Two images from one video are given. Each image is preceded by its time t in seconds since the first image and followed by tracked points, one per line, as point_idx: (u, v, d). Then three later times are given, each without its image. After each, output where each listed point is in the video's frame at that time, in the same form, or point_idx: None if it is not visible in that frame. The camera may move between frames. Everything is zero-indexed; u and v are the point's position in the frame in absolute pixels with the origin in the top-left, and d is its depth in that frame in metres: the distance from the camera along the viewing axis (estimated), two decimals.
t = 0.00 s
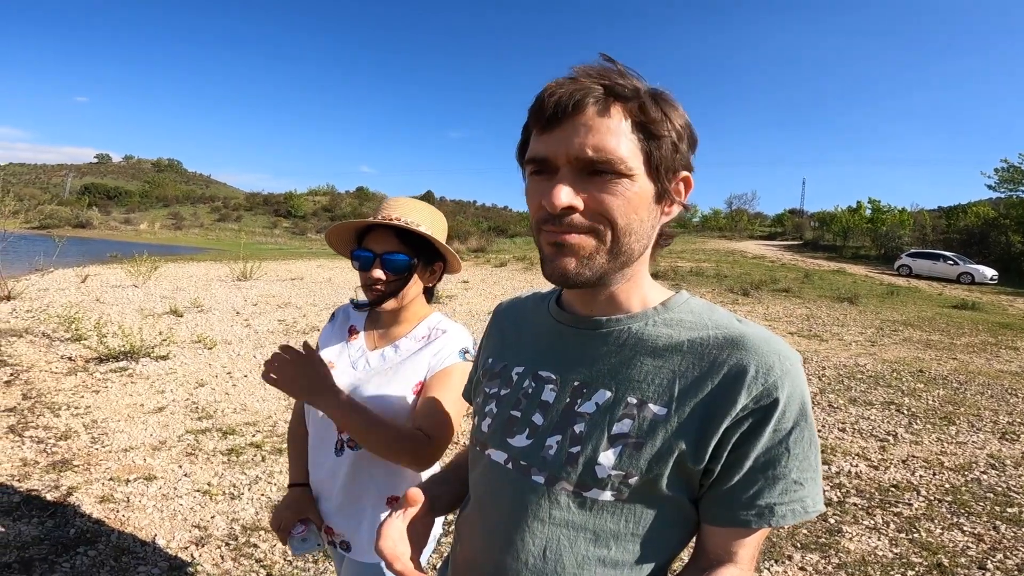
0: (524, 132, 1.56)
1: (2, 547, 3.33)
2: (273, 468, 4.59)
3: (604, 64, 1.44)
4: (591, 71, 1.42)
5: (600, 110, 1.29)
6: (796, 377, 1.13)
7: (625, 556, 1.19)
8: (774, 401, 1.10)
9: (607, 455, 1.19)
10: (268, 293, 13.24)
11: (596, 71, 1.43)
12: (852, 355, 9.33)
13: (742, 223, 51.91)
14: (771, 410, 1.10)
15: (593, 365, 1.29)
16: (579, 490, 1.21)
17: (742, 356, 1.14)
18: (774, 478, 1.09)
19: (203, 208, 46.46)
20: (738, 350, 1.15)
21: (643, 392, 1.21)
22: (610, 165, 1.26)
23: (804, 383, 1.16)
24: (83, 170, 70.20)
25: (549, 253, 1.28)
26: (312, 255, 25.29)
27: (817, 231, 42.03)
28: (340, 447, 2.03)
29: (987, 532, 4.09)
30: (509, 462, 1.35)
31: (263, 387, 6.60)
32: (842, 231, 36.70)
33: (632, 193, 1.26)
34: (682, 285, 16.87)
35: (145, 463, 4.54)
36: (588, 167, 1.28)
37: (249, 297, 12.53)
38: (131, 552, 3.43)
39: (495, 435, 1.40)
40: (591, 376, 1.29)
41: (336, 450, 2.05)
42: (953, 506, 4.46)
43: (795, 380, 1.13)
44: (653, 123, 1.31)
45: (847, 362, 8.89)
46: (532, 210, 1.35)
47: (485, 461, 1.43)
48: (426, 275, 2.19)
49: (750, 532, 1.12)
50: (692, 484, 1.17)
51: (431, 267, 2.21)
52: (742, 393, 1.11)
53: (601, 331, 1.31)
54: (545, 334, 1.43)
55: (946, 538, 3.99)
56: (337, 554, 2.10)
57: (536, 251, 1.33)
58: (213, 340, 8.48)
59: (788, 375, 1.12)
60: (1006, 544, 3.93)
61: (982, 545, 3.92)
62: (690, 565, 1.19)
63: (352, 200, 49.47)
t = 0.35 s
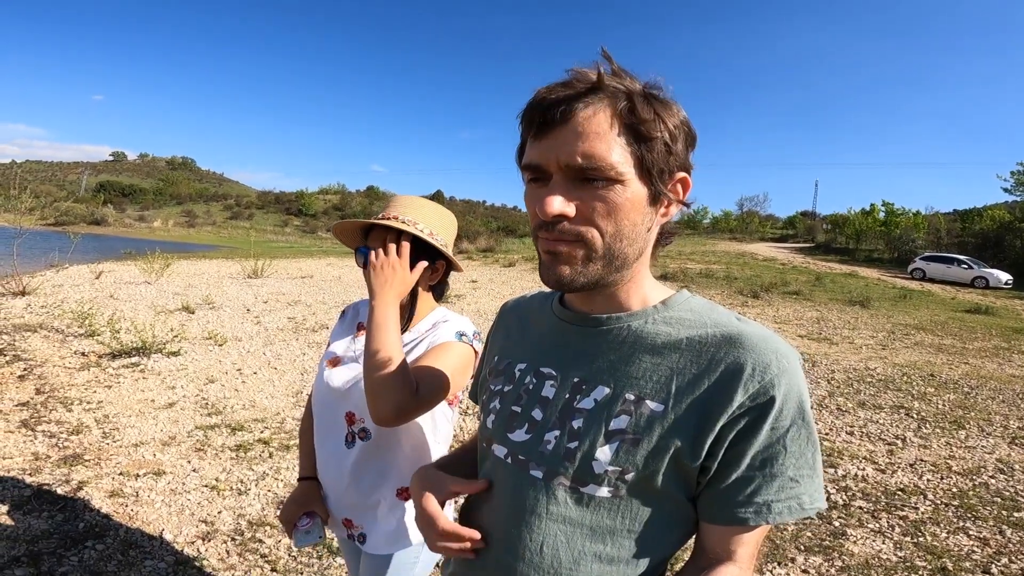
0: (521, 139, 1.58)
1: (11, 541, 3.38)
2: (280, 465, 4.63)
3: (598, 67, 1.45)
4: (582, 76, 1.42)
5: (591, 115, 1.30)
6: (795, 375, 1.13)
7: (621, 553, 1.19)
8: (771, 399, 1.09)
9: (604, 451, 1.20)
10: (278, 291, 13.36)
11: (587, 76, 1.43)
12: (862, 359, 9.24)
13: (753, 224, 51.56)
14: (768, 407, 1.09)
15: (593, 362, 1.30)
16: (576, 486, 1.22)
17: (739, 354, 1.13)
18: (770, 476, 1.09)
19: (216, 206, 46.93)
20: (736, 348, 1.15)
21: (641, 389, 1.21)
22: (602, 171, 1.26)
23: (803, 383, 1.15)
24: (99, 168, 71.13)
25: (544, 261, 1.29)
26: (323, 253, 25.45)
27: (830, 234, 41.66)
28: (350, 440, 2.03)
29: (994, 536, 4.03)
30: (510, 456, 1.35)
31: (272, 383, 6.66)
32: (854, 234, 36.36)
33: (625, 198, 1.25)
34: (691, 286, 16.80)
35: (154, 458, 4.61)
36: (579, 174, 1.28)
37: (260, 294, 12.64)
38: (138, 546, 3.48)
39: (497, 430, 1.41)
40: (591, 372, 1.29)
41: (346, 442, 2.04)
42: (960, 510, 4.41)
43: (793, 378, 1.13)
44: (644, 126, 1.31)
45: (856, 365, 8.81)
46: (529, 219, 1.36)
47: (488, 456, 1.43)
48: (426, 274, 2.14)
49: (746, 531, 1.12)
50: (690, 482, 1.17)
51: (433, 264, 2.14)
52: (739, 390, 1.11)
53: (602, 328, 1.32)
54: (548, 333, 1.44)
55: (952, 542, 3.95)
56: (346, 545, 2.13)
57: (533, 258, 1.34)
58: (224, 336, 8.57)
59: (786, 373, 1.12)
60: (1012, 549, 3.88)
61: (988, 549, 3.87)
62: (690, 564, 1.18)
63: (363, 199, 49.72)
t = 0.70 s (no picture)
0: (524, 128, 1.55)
1: (14, 536, 3.41)
2: (282, 458, 4.65)
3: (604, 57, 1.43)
4: (589, 67, 1.40)
5: (601, 108, 1.28)
6: (802, 377, 1.12)
7: (622, 554, 1.20)
8: (778, 401, 1.09)
9: (607, 451, 1.19)
10: (280, 283, 13.37)
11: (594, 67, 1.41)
12: (864, 353, 9.23)
13: (756, 217, 51.40)
14: (775, 409, 1.09)
15: (597, 360, 1.29)
16: (578, 486, 1.22)
17: (746, 355, 1.13)
18: (775, 477, 1.08)
19: (218, 198, 46.89)
20: (744, 348, 1.14)
21: (645, 389, 1.21)
22: (610, 167, 1.25)
23: (809, 383, 1.15)
24: (101, 159, 71.08)
25: (550, 258, 1.28)
26: (325, 245, 25.44)
27: (833, 227, 41.52)
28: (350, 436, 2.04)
29: (995, 533, 4.04)
30: (510, 455, 1.35)
31: (273, 376, 6.67)
32: (858, 228, 36.23)
33: (634, 195, 1.24)
34: (694, 279, 16.77)
35: (156, 451, 4.63)
36: (587, 170, 1.26)
37: (262, 287, 12.66)
38: (140, 540, 3.50)
39: (498, 428, 1.41)
40: (594, 371, 1.29)
41: (346, 440, 2.05)
42: (961, 506, 4.41)
43: (800, 380, 1.12)
44: (651, 120, 1.30)
45: (859, 359, 8.80)
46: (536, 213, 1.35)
47: (488, 453, 1.44)
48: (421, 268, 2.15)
49: (747, 532, 1.12)
50: (693, 482, 1.17)
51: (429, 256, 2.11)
52: (746, 391, 1.10)
53: (606, 326, 1.31)
54: (550, 330, 1.43)
55: (953, 539, 3.96)
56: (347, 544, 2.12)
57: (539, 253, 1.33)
58: (226, 329, 8.59)
59: (792, 375, 1.11)
60: (1014, 546, 3.89)
61: (989, 546, 3.88)
62: (691, 565, 1.18)
63: (365, 191, 49.66)
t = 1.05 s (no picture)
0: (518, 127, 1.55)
1: (25, 543, 3.42)
2: (289, 463, 4.65)
3: (599, 57, 1.43)
4: (584, 67, 1.40)
5: (596, 107, 1.28)
6: (798, 376, 1.12)
7: (622, 555, 1.20)
8: (774, 400, 1.08)
9: (605, 453, 1.19)
10: (284, 288, 13.39)
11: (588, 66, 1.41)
12: (871, 348, 9.19)
13: (758, 214, 51.31)
14: (771, 408, 1.08)
15: (593, 361, 1.29)
16: (577, 488, 1.21)
17: (742, 354, 1.13)
18: (773, 477, 1.08)
19: (220, 205, 47.02)
20: (740, 348, 1.14)
21: (642, 390, 1.20)
22: (606, 166, 1.25)
23: (805, 382, 1.15)
24: (103, 169, 71.36)
25: (546, 257, 1.27)
26: (327, 250, 25.50)
27: (836, 223, 41.41)
28: (358, 444, 2.04)
29: (1007, 528, 4.01)
30: (508, 458, 1.35)
31: (279, 382, 6.69)
32: (861, 222, 36.13)
33: (629, 193, 1.24)
34: (698, 277, 16.74)
35: (164, 458, 4.64)
36: (582, 168, 1.26)
37: (266, 292, 12.68)
38: (150, 546, 3.51)
39: (495, 432, 1.40)
40: (591, 372, 1.28)
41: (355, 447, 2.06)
42: (973, 502, 4.38)
43: (795, 379, 1.12)
44: (647, 119, 1.30)
45: (865, 354, 8.76)
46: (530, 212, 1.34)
47: (486, 457, 1.43)
48: (413, 269, 2.10)
49: (745, 531, 1.12)
50: (691, 483, 1.17)
51: (418, 261, 2.10)
52: (742, 391, 1.10)
53: (601, 328, 1.31)
54: (546, 332, 1.43)
55: (966, 534, 3.93)
56: (356, 552, 2.11)
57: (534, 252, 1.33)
58: (231, 335, 8.60)
59: (788, 374, 1.11)
60: None
61: (1002, 542, 3.85)
62: (690, 563, 1.18)
63: (366, 195, 49.75)
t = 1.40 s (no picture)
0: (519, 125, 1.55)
1: (25, 543, 3.42)
2: (289, 464, 4.65)
3: (601, 55, 1.44)
4: (584, 66, 1.41)
5: (596, 104, 1.28)
6: (796, 375, 1.12)
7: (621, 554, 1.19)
8: (773, 399, 1.08)
9: (605, 452, 1.19)
10: (285, 290, 13.41)
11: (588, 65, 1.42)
12: (872, 350, 9.18)
13: (759, 217, 51.32)
14: (770, 407, 1.08)
15: (592, 361, 1.29)
16: (576, 487, 1.21)
17: (741, 353, 1.13)
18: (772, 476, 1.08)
19: (222, 207, 47.10)
20: (738, 347, 1.14)
21: (641, 389, 1.20)
22: (606, 163, 1.25)
23: (803, 381, 1.15)
24: (105, 171, 71.56)
25: (546, 253, 1.28)
26: (328, 252, 25.53)
27: (838, 225, 41.41)
28: (358, 444, 2.05)
29: (1009, 530, 4.00)
30: (508, 458, 1.35)
31: (280, 383, 6.69)
32: (862, 224, 36.11)
33: (629, 191, 1.25)
34: (699, 279, 16.74)
35: (165, 459, 4.65)
36: (582, 165, 1.27)
37: (267, 294, 12.69)
38: (151, 547, 3.51)
39: (495, 431, 1.40)
40: (590, 372, 1.28)
41: (355, 447, 2.07)
42: (974, 503, 4.37)
43: (794, 378, 1.12)
44: (648, 117, 1.30)
45: (867, 356, 8.75)
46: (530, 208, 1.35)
47: (486, 456, 1.43)
48: (418, 269, 2.11)
49: (745, 531, 1.12)
50: (690, 482, 1.17)
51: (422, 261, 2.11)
52: (741, 390, 1.10)
53: (600, 327, 1.31)
54: (546, 331, 1.43)
55: (967, 536, 3.92)
56: (356, 552, 2.11)
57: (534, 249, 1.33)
58: (232, 337, 8.61)
59: (787, 373, 1.11)
60: None
61: (1003, 543, 3.84)
62: (690, 563, 1.18)
63: (367, 197, 49.87)
